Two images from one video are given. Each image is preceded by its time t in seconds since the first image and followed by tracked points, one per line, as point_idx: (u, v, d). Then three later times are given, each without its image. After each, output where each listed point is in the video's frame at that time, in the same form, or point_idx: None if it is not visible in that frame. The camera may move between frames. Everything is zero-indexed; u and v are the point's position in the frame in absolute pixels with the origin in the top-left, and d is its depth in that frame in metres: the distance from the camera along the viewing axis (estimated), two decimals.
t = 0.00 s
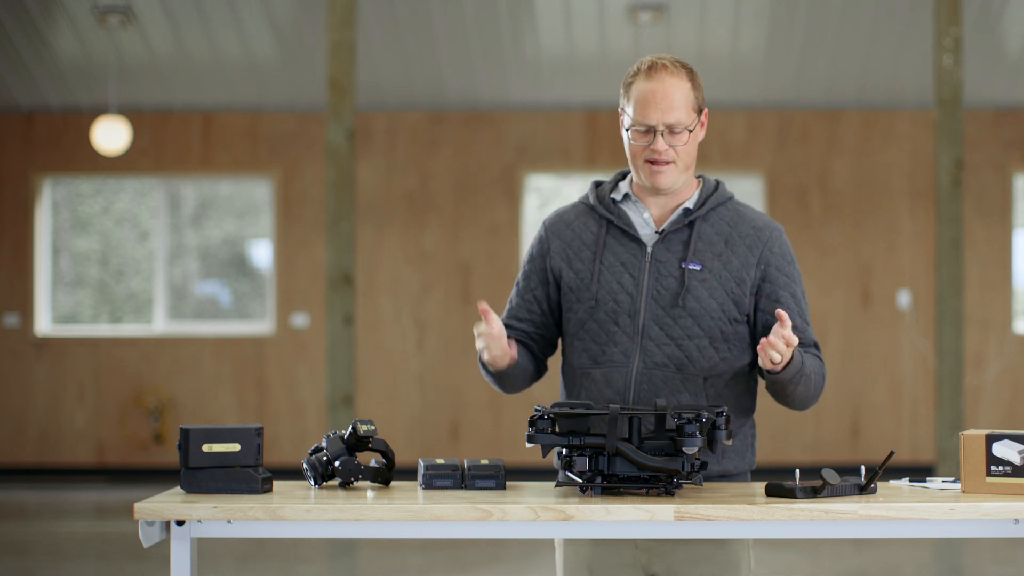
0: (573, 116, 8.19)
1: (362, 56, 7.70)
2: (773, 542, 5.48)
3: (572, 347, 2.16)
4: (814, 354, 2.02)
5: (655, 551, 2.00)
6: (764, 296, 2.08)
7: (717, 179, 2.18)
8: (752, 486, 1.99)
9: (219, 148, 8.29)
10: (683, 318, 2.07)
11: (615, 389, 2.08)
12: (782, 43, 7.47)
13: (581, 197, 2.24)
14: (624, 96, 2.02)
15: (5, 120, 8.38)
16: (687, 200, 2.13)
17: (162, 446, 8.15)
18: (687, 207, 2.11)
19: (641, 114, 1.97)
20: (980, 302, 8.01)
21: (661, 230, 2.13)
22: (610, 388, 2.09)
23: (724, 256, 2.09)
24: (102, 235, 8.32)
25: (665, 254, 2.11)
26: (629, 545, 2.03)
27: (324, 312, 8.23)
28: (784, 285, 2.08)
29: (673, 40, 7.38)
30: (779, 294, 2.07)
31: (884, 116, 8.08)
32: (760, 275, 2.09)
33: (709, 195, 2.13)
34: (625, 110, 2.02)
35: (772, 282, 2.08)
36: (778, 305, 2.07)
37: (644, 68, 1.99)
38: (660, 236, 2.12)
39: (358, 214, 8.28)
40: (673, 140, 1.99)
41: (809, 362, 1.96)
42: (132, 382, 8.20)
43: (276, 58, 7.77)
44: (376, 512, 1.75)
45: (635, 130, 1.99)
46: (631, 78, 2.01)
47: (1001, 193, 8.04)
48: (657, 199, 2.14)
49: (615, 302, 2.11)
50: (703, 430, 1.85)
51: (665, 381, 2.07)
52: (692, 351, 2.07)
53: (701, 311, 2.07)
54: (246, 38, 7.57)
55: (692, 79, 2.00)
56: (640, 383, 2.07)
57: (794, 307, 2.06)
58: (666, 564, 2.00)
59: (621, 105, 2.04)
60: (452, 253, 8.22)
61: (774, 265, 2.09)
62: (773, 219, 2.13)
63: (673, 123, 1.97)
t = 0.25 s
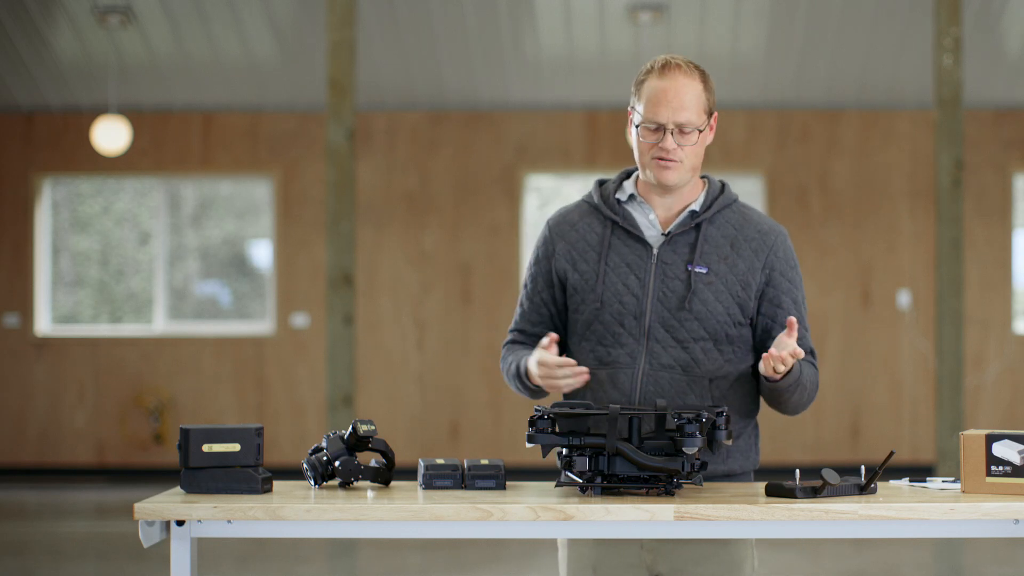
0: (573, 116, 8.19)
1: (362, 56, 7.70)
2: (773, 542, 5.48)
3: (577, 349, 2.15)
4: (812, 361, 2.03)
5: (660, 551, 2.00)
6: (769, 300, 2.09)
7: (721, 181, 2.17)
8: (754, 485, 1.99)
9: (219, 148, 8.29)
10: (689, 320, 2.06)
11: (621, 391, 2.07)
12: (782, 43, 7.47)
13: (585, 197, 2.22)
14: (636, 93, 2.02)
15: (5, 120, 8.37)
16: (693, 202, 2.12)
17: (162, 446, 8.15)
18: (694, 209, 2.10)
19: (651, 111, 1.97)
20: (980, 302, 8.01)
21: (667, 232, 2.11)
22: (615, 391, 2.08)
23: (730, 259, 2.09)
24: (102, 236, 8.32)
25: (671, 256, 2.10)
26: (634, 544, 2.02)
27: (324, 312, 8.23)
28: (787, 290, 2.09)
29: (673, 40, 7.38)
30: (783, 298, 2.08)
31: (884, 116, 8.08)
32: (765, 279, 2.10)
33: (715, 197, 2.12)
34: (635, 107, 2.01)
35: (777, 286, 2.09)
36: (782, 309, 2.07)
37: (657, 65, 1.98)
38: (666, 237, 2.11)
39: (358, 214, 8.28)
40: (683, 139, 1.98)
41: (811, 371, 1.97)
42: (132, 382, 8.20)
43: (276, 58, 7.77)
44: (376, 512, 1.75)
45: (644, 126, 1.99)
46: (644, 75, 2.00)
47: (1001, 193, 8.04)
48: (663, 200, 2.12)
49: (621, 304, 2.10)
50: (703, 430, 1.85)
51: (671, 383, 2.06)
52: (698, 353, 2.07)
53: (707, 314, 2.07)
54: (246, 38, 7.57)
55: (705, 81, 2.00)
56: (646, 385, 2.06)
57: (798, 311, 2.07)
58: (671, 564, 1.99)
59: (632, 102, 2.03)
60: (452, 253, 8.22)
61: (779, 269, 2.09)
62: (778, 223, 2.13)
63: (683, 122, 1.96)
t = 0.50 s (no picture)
0: (573, 116, 8.19)
1: (362, 56, 7.70)
2: (773, 543, 5.48)
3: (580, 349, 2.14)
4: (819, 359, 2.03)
5: (659, 551, 1.99)
6: (771, 299, 2.09)
7: (723, 181, 2.17)
8: (755, 486, 1.99)
9: (219, 148, 8.29)
10: (691, 320, 2.06)
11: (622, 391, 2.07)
12: (782, 43, 7.47)
13: (586, 197, 2.22)
14: (638, 93, 2.02)
15: (5, 120, 8.37)
16: (694, 202, 2.12)
17: (162, 446, 8.15)
18: (695, 209, 2.11)
19: (653, 110, 1.97)
20: (979, 302, 8.01)
21: (668, 232, 2.11)
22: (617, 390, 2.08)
23: (731, 259, 2.09)
24: (102, 236, 8.32)
25: (672, 256, 2.09)
26: (634, 544, 2.01)
27: (324, 312, 8.22)
28: (789, 289, 2.08)
29: (673, 40, 7.38)
30: (785, 297, 2.08)
31: (884, 116, 8.08)
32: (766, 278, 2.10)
33: (716, 196, 2.12)
34: (637, 107, 2.01)
35: (778, 285, 2.09)
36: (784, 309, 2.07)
37: (659, 66, 1.98)
38: (667, 237, 2.11)
39: (358, 214, 8.28)
40: (683, 140, 1.98)
41: (815, 368, 1.97)
42: (132, 382, 8.20)
43: (276, 58, 7.77)
44: (376, 512, 1.75)
45: (644, 126, 1.99)
46: (647, 76, 2.01)
47: (1001, 193, 8.04)
48: (664, 200, 2.12)
49: (622, 304, 2.10)
50: (703, 430, 1.85)
51: (672, 383, 2.06)
52: (699, 353, 2.06)
53: (709, 313, 2.06)
54: (246, 38, 7.57)
55: (707, 83, 2.00)
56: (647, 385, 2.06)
57: (800, 309, 2.07)
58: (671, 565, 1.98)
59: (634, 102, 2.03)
60: (452, 253, 8.22)
61: (780, 268, 2.09)
62: (779, 222, 2.13)
63: (684, 123, 1.96)
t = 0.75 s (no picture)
0: (573, 116, 8.19)
1: (362, 56, 7.70)
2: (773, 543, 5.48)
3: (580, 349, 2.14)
4: (802, 364, 2.01)
5: (658, 551, 2.00)
6: (764, 299, 2.07)
7: (723, 180, 2.17)
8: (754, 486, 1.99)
9: (219, 148, 8.29)
10: (689, 320, 2.06)
11: (621, 391, 2.08)
12: (782, 43, 7.47)
13: (587, 197, 2.22)
14: (630, 96, 2.02)
15: (5, 120, 8.38)
16: (693, 202, 2.12)
17: (162, 446, 8.15)
18: (693, 209, 2.10)
19: (645, 113, 1.97)
20: (980, 302, 8.01)
21: (667, 232, 2.11)
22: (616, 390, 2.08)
23: (729, 258, 2.08)
24: (102, 236, 8.32)
25: (671, 255, 2.09)
26: (633, 544, 2.02)
27: (324, 312, 8.22)
28: (783, 288, 2.06)
29: (673, 40, 7.38)
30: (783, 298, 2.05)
31: (884, 116, 8.08)
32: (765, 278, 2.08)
33: (715, 196, 2.11)
34: (630, 109, 2.01)
35: (772, 284, 2.06)
36: (777, 309, 2.05)
37: (649, 68, 1.98)
38: (666, 237, 2.11)
39: (358, 214, 8.28)
40: (678, 140, 1.98)
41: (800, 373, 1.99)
42: (132, 382, 8.20)
43: (276, 58, 7.77)
44: (376, 512, 1.75)
45: (639, 128, 1.99)
46: (637, 77, 2.01)
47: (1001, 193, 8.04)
48: (663, 200, 2.12)
49: (621, 303, 2.10)
50: (703, 430, 1.85)
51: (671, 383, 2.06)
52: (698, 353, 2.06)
53: (707, 313, 2.06)
54: (246, 38, 7.57)
55: (698, 79, 1.99)
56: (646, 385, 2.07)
57: (790, 310, 2.05)
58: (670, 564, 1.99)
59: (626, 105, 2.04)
60: (452, 252, 8.21)
61: (777, 268, 2.06)
62: (778, 222, 2.11)
63: (678, 122, 1.96)
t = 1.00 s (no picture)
0: (573, 116, 8.19)
1: (362, 56, 7.70)
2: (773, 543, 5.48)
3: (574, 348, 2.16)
4: (799, 362, 2.02)
5: (652, 551, 2.00)
6: (760, 297, 2.07)
7: (718, 179, 2.17)
8: (752, 486, 1.99)
9: (219, 148, 8.29)
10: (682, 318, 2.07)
11: (614, 390, 2.09)
12: (782, 43, 7.47)
13: (582, 198, 2.23)
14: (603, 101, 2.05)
15: (5, 119, 8.38)
16: (686, 200, 2.13)
17: (162, 446, 8.15)
18: (686, 207, 2.11)
19: (610, 119, 2.01)
20: (980, 302, 8.01)
21: (660, 230, 2.12)
22: (609, 389, 2.09)
23: (722, 257, 2.08)
24: (102, 236, 8.32)
25: (664, 254, 2.10)
26: (628, 545, 2.02)
27: (324, 312, 8.22)
28: (779, 287, 2.06)
29: (674, 40, 7.38)
30: (775, 296, 2.06)
31: (884, 116, 8.08)
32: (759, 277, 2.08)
33: (708, 195, 2.12)
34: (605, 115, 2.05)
35: (768, 283, 2.06)
36: (773, 308, 2.05)
37: (613, 74, 2.02)
38: (659, 236, 2.11)
39: (358, 214, 8.28)
40: (647, 140, 1.99)
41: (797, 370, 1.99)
42: (132, 382, 8.20)
43: (276, 58, 7.77)
44: (376, 512, 1.75)
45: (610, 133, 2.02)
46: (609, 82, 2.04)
47: (1001, 193, 8.04)
48: (654, 200, 2.13)
49: (614, 303, 2.11)
50: (703, 430, 1.85)
51: (664, 382, 2.06)
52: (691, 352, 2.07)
53: (699, 312, 2.07)
54: (247, 38, 7.57)
55: (663, 77, 1.99)
56: (639, 384, 2.07)
57: (785, 309, 2.05)
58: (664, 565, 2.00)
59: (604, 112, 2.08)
60: (452, 252, 8.22)
61: (772, 266, 2.07)
62: (773, 220, 2.11)
63: (643, 123, 1.98)
